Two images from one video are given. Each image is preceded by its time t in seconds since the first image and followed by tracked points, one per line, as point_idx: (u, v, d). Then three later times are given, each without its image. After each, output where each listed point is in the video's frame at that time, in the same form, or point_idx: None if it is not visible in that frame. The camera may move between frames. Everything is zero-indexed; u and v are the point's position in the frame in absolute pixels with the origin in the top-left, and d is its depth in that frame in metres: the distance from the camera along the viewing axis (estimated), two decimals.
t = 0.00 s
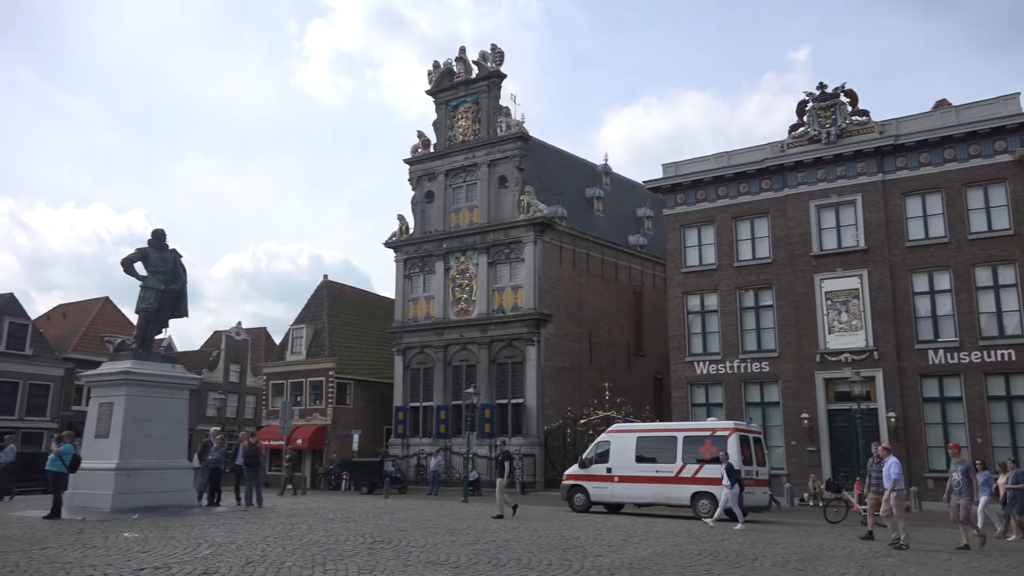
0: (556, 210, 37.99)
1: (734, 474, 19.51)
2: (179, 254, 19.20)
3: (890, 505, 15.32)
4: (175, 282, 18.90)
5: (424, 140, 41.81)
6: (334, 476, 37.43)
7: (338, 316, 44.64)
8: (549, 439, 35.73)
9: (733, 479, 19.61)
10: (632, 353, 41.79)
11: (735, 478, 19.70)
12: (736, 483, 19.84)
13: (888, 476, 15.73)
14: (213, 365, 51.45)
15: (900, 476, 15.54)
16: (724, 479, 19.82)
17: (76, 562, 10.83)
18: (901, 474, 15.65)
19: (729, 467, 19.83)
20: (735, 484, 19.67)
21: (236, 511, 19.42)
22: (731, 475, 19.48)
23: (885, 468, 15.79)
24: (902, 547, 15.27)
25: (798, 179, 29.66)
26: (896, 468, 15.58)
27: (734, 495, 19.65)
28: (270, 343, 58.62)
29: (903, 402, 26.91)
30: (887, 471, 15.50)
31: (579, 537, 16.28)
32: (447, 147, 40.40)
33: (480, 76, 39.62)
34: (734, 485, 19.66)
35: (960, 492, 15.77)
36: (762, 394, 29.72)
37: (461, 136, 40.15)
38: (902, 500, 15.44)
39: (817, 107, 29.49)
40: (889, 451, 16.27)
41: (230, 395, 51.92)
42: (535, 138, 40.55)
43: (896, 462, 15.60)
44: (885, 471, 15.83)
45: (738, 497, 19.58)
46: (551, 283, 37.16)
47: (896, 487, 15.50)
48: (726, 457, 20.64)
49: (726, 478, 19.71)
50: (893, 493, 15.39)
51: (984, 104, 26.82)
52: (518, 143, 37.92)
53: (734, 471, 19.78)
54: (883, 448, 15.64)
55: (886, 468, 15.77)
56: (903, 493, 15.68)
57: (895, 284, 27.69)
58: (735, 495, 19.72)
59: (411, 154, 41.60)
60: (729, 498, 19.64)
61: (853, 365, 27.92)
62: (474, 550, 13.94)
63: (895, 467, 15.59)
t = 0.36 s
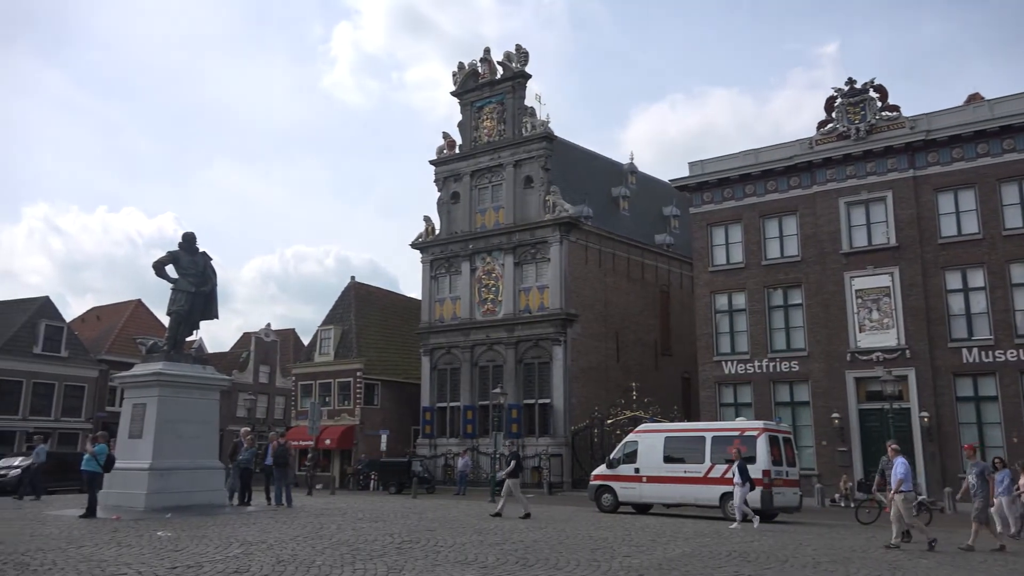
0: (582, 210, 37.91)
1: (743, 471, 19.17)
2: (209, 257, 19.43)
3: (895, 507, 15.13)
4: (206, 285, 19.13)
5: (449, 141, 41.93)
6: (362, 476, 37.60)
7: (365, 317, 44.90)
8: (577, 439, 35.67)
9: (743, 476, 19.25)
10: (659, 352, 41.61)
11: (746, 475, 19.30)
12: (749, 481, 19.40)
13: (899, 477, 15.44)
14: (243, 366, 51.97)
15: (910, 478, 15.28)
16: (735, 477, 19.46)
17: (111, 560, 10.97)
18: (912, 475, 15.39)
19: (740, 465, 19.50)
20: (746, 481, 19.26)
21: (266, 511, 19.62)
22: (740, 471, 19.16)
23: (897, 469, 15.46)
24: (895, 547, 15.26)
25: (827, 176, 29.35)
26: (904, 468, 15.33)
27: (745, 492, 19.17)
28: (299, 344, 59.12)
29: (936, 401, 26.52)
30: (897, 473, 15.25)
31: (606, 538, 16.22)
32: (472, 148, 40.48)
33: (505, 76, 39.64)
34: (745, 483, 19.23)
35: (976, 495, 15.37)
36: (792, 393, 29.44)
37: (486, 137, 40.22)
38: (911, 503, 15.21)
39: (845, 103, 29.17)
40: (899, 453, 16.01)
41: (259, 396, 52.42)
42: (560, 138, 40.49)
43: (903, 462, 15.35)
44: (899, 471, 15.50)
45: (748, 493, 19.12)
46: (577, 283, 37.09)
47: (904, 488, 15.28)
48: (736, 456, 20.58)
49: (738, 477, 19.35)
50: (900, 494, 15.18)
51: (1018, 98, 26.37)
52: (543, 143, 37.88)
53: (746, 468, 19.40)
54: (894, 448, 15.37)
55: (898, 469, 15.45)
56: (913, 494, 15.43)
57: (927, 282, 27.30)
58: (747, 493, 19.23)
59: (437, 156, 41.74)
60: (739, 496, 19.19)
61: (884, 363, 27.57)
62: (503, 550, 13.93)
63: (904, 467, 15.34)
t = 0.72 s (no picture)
0: (605, 209, 37.81)
1: (758, 473, 19.30)
2: (235, 259, 19.62)
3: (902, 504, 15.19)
4: (233, 286, 19.32)
5: (472, 142, 42.02)
6: (387, 476, 37.74)
7: (389, 317, 45.10)
8: (601, 439, 35.59)
9: (758, 478, 19.39)
10: (684, 352, 41.41)
11: (760, 477, 19.44)
12: (763, 483, 19.53)
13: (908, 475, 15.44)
14: (270, 367, 52.43)
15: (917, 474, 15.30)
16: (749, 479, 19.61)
17: (141, 559, 11.12)
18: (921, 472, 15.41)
19: (755, 466, 19.64)
20: (761, 483, 19.41)
21: (293, 510, 19.78)
22: (755, 473, 19.30)
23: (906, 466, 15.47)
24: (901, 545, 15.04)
25: (854, 173, 29.05)
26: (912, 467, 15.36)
27: (759, 494, 19.31)
28: (325, 344, 59.51)
29: (967, 401, 26.15)
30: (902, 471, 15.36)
31: (632, 538, 16.18)
32: (495, 148, 40.53)
33: (528, 76, 39.64)
34: (760, 484, 19.36)
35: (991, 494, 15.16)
36: (818, 393, 29.19)
37: (509, 137, 40.24)
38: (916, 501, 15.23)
39: (872, 99, 28.84)
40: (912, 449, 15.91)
41: (286, 396, 52.85)
42: (583, 138, 40.40)
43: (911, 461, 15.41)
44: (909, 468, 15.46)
45: (762, 495, 19.27)
46: (600, 283, 37.00)
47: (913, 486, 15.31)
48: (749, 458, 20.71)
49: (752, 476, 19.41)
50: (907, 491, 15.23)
51: None
52: (566, 143, 37.83)
53: (759, 470, 19.56)
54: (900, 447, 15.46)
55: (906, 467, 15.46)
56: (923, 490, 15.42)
57: (957, 279, 26.93)
58: (761, 494, 19.40)
59: (460, 157, 41.84)
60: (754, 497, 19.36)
61: (913, 362, 27.23)
62: (529, 550, 13.94)
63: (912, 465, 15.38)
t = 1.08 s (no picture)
0: (630, 209, 37.66)
1: (771, 470, 19.18)
2: (263, 261, 19.78)
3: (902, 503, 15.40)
4: (261, 288, 19.48)
5: (496, 143, 42.04)
6: (414, 476, 37.86)
7: (415, 318, 45.26)
8: (628, 440, 35.45)
9: (771, 476, 19.23)
10: (711, 352, 41.14)
11: (773, 475, 19.26)
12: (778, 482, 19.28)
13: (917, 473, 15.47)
14: (297, 367, 52.84)
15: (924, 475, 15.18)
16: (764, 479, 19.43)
17: (173, 557, 11.24)
18: (927, 472, 15.40)
19: (768, 465, 19.54)
20: (774, 481, 19.19)
21: (322, 510, 19.91)
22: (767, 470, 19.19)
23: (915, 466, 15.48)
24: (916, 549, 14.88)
25: (883, 169, 28.67)
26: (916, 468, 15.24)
27: (774, 492, 19.02)
28: (352, 345, 59.85)
29: (1001, 400, 25.72)
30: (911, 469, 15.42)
31: (660, 538, 16.10)
32: (520, 149, 40.52)
33: (551, 76, 39.58)
34: (773, 482, 19.13)
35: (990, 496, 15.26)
36: (848, 392, 28.86)
37: (534, 137, 40.21)
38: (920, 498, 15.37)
39: (901, 94, 28.45)
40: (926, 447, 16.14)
41: (313, 397, 53.23)
42: (608, 137, 40.26)
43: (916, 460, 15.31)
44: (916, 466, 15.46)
45: (776, 493, 18.97)
46: (626, 283, 36.85)
47: (917, 486, 15.17)
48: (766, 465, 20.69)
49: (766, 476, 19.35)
50: (914, 492, 15.04)
51: None
52: (590, 142, 37.72)
53: (773, 469, 19.39)
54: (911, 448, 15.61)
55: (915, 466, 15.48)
56: (928, 488, 15.36)
57: (990, 276, 26.50)
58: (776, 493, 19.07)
59: (484, 158, 41.89)
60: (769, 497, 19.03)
61: (946, 361, 26.82)
62: (556, 550, 13.90)
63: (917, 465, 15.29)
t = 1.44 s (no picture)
0: (654, 208, 37.48)
1: (788, 471, 18.58)
2: (290, 262, 19.94)
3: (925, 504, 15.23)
4: (287, 290, 19.63)
5: (520, 143, 42.05)
6: (440, 476, 37.97)
7: (440, 319, 45.39)
8: (654, 440, 35.30)
9: (788, 477, 18.69)
10: (737, 351, 40.85)
11: (790, 475, 18.74)
12: (794, 481, 18.81)
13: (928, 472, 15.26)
14: (324, 368, 53.20)
15: (933, 474, 15.10)
16: (780, 477, 18.93)
17: (203, 556, 11.36)
18: (936, 471, 15.17)
19: (784, 463, 18.93)
20: (791, 482, 18.70)
21: (349, 510, 20.05)
22: (784, 472, 18.59)
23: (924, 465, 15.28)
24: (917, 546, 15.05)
25: (912, 165, 28.31)
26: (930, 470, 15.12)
27: (791, 493, 18.64)
28: (377, 346, 60.12)
29: None
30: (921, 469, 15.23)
31: (686, 539, 16.01)
32: (543, 149, 40.52)
33: (575, 76, 39.53)
34: (791, 483, 18.66)
35: (1004, 493, 15.10)
36: (878, 391, 28.53)
37: (557, 137, 40.18)
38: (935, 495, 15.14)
39: (930, 89, 28.08)
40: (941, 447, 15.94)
41: (340, 397, 53.56)
42: (631, 136, 40.11)
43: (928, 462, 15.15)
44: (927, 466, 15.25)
45: (793, 495, 18.59)
46: (651, 282, 36.70)
47: (928, 485, 15.08)
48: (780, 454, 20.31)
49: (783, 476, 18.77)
50: (925, 492, 15.02)
51: None
52: (614, 141, 37.61)
53: (790, 468, 18.82)
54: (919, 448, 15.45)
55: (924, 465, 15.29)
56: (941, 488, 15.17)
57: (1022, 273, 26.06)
58: (793, 493, 18.70)
59: (508, 158, 41.92)
60: (785, 497, 18.69)
61: (977, 360, 26.42)
62: (583, 550, 13.85)
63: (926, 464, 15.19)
